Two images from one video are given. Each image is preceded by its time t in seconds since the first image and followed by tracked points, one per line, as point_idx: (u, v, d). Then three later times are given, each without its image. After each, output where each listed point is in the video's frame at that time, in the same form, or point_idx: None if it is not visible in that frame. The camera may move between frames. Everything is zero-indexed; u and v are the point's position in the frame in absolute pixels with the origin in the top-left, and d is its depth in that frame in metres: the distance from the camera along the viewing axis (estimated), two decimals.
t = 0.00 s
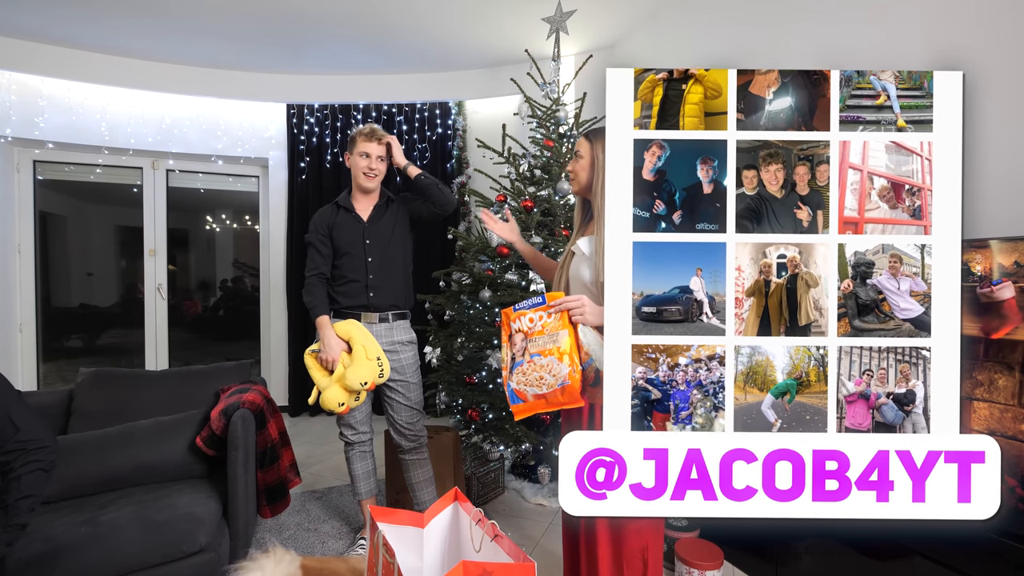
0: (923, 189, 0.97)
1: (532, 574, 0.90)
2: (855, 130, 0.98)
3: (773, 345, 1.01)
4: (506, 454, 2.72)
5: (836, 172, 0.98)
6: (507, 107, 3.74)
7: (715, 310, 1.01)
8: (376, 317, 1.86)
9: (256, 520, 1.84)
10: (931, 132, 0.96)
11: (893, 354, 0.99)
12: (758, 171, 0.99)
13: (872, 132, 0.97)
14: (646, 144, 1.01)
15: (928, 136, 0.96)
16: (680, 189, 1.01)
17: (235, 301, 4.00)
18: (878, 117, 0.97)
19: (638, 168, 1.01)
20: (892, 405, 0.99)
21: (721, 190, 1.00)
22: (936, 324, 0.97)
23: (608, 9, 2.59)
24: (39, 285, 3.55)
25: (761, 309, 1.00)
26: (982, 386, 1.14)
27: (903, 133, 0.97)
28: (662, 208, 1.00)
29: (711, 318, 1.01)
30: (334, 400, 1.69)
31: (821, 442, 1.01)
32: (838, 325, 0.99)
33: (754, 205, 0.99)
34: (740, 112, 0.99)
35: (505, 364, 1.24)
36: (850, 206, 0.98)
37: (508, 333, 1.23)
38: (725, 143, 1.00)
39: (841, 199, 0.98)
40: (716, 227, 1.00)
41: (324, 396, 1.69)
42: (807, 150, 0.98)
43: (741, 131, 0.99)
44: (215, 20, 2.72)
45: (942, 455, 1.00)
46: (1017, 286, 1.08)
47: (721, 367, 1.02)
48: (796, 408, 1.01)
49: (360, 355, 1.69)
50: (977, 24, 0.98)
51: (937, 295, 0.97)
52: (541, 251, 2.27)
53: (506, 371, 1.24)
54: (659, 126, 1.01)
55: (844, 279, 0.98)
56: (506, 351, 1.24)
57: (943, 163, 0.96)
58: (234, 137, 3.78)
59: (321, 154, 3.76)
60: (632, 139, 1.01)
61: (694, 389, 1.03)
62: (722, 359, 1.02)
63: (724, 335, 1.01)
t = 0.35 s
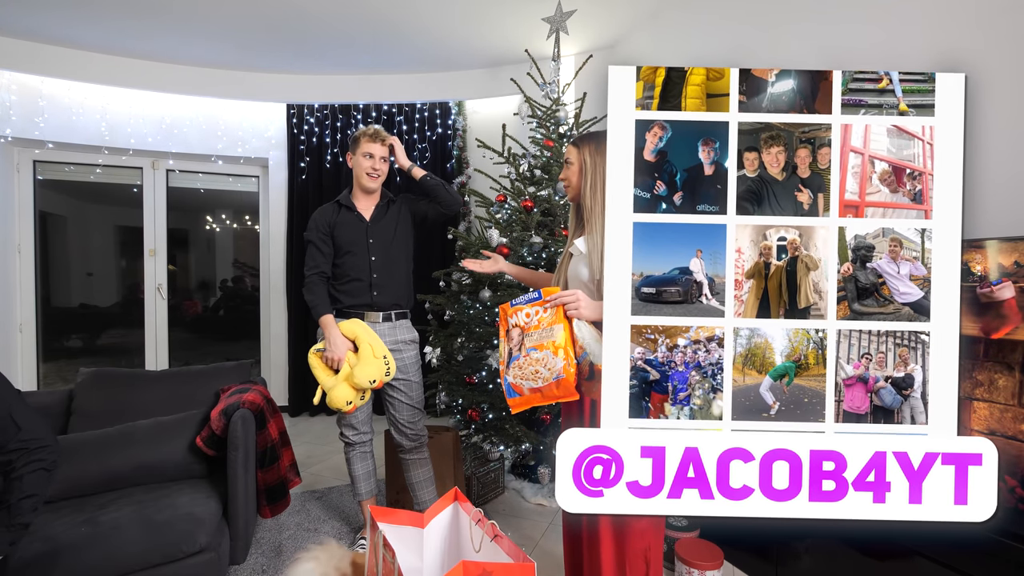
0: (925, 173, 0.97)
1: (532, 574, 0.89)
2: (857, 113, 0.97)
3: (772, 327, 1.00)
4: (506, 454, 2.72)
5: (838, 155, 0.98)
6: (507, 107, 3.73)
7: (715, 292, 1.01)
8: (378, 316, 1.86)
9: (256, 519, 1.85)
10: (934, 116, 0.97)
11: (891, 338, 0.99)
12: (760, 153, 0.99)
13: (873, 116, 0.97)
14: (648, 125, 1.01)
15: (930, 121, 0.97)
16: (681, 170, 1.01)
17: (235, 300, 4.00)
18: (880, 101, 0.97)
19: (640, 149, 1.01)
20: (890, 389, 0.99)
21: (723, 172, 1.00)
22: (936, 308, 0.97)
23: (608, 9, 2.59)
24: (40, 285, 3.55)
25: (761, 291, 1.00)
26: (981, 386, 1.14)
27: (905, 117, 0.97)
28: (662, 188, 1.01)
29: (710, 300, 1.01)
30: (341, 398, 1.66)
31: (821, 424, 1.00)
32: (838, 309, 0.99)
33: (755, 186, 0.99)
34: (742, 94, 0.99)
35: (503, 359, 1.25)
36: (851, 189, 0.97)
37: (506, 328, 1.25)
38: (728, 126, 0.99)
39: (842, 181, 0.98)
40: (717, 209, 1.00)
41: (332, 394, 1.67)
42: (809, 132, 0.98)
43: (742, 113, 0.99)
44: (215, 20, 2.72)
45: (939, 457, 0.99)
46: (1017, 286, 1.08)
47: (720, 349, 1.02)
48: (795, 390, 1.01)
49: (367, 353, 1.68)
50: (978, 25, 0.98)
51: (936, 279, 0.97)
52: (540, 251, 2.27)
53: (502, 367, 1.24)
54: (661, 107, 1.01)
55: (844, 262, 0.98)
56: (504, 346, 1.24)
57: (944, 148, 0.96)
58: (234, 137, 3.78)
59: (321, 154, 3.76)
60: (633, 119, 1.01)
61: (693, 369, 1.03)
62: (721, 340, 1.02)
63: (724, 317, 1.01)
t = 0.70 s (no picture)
0: (929, 155, 0.97)
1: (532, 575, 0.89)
2: (861, 95, 0.98)
3: (776, 308, 1.00)
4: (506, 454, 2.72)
5: (842, 136, 0.98)
6: (507, 107, 3.74)
7: (718, 272, 1.00)
8: (380, 315, 1.86)
9: (256, 519, 1.85)
10: (939, 97, 0.96)
11: (895, 319, 0.98)
12: (764, 134, 0.99)
13: (878, 97, 0.97)
14: (652, 106, 1.01)
15: (935, 102, 0.96)
16: (686, 151, 1.01)
17: (235, 300, 4.00)
18: (885, 82, 0.97)
19: (643, 130, 1.01)
20: (893, 369, 0.99)
21: (727, 153, 1.00)
22: (940, 290, 0.97)
23: (608, 9, 2.59)
24: (40, 285, 3.55)
25: (764, 272, 1.00)
26: (981, 386, 1.15)
27: (910, 99, 0.97)
28: (667, 168, 1.00)
29: (714, 280, 1.01)
30: (345, 397, 1.68)
31: (823, 405, 1.00)
32: (840, 290, 0.99)
33: (759, 167, 0.99)
34: (746, 75, 0.99)
35: (503, 360, 1.27)
36: (855, 169, 0.98)
37: (506, 329, 1.27)
38: (732, 106, 0.99)
39: (846, 163, 0.98)
40: (721, 189, 1.00)
41: (334, 394, 1.67)
42: (813, 114, 0.98)
43: (747, 94, 0.99)
44: (215, 20, 2.72)
45: (941, 456, 0.99)
46: (1017, 286, 1.09)
47: (723, 329, 1.01)
48: (798, 371, 1.00)
49: (369, 353, 1.68)
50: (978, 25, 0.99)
51: (941, 261, 0.97)
52: (540, 252, 2.27)
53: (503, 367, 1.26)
54: (666, 88, 1.00)
55: (848, 243, 0.98)
56: (504, 346, 1.27)
57: (950, 129, 0.96)
58: (234, 137, 3.78)
59: (321, 154, 3.76)
60: (637, 100, 1.01)
61: (696, 350, 1.02)
62: (725, 321, 1.01)
63: (727, 297, 1.01)
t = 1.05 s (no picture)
0: (939, 125, 0.78)
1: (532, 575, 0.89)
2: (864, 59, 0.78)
3: (772, 292, 0.83)
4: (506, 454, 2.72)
5: (843, 104, 0.79)
6: (507, 107, 3.74)
7: (708, 253, 0.83)
8: (379, 316, 1.86)
9: (256, 519, 1.85)
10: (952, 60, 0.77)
11: (901, 303, 0.80)
12: (757, 103, 0.80)
13: (883, 61, 0.78)
14: (634, 70, 0.82)
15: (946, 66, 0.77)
16: (672, 121, 0.82)
17: (235, 300, 4.00)
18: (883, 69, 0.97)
19: (625, 97, 0.82)
20: (900, 358, 0.82)
21: (717, 122, 0.81)
22: (950, 272, 0.79)
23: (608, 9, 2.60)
24: (39, 285, 3.56)
25: (759, 253, 0.82)
26: (983, 386, 1.21)
27: (915, 64, 0.78)
28: (651, 140, 0.82)
29: (703, 263, 0.83)
30: (344, 397, 1.67)
31: (822, 398, 0.83)
32: (842, 272, 0.81)
33: (752, 138, 0.80)
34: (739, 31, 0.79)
35: (504, 361, 1.22)
36: (859, 141, 0.80)
37: (506, 331, 1.23)
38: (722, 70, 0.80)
39: (847, 133, 0.80)
40: (710, 162, 0.81)
41: (333, 394, 1.67)
42: (813, 79, 0.79)
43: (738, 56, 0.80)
44: (216, 20, 2.72)
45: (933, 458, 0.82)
46: (1017, 286, 1.14)
47: (714, 316, 0.84)
48: (796, 361, 0.83)
49: (368, 354, 1.68)
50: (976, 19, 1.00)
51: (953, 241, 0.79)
52: (540, 252, 2.27)
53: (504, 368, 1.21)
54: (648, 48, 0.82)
55: (851, 221, 0.81)
56: (504, 348, 1.22)
57: (963, 97, 0.77)
58: (234, 137, 3.78)
59: (321, 154, 3.76)
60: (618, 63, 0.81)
61: (685, 338, 0.85)
62: (716, 307, 0.84)
63: (718, 280, 0.83)
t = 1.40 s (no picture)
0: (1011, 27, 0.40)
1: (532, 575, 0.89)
2: None
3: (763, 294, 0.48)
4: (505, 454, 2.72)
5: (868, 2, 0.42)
6: (507, 107, 3.74)
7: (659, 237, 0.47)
8: (379, 316, 1.86)
9: (256, 520, 1.85)
10: None
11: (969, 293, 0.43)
12: None
13: None
14: None
15: None
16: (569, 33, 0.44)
17: (235, 301, 4.00)
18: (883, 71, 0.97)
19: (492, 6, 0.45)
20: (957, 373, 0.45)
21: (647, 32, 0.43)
22: None
23: (608, 9, 2.60)
24: (39, 285, 3.56)
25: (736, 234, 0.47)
26: (983, 386, 1.22)
27: None
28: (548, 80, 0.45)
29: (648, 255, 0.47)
30: (343, 399, 1.65)
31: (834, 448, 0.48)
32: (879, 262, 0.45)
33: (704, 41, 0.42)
34: None
35: (507, 363, 1.18)
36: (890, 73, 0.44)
37: (509, 332, 1.20)
38: None
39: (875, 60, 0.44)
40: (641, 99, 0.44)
41: (332, 395, 1.65)
42: None
43: None
44: (216, 20, 2.71)
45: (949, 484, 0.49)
46: (1017, 286, 1.15)
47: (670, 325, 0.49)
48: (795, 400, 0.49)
49: (368, 354, 1.68)
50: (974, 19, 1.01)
51: None
52: (540, 252, 2.27)
53: (508, 371, 1.18)
54: None
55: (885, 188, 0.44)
56: (507, 350, 1.19)
57: None
58: (234, 136, 3.77)
59: (321, 154, 3.77)
60: None
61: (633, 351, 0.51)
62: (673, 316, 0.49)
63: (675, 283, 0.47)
